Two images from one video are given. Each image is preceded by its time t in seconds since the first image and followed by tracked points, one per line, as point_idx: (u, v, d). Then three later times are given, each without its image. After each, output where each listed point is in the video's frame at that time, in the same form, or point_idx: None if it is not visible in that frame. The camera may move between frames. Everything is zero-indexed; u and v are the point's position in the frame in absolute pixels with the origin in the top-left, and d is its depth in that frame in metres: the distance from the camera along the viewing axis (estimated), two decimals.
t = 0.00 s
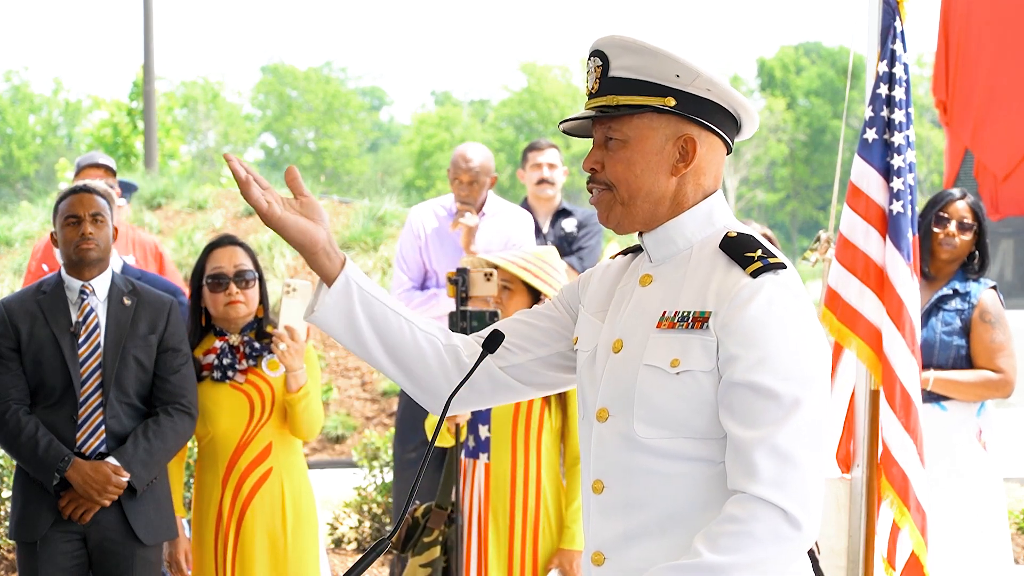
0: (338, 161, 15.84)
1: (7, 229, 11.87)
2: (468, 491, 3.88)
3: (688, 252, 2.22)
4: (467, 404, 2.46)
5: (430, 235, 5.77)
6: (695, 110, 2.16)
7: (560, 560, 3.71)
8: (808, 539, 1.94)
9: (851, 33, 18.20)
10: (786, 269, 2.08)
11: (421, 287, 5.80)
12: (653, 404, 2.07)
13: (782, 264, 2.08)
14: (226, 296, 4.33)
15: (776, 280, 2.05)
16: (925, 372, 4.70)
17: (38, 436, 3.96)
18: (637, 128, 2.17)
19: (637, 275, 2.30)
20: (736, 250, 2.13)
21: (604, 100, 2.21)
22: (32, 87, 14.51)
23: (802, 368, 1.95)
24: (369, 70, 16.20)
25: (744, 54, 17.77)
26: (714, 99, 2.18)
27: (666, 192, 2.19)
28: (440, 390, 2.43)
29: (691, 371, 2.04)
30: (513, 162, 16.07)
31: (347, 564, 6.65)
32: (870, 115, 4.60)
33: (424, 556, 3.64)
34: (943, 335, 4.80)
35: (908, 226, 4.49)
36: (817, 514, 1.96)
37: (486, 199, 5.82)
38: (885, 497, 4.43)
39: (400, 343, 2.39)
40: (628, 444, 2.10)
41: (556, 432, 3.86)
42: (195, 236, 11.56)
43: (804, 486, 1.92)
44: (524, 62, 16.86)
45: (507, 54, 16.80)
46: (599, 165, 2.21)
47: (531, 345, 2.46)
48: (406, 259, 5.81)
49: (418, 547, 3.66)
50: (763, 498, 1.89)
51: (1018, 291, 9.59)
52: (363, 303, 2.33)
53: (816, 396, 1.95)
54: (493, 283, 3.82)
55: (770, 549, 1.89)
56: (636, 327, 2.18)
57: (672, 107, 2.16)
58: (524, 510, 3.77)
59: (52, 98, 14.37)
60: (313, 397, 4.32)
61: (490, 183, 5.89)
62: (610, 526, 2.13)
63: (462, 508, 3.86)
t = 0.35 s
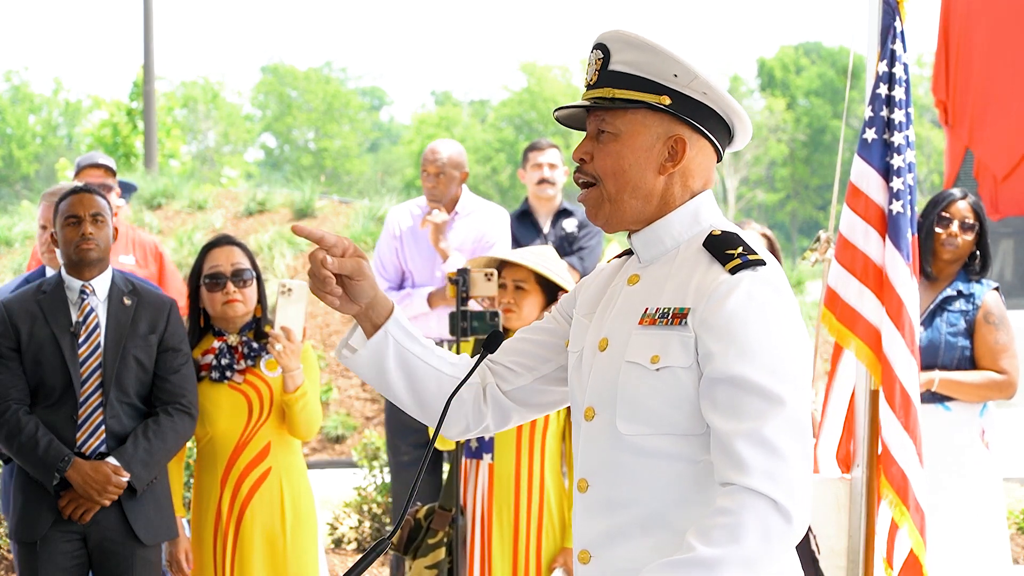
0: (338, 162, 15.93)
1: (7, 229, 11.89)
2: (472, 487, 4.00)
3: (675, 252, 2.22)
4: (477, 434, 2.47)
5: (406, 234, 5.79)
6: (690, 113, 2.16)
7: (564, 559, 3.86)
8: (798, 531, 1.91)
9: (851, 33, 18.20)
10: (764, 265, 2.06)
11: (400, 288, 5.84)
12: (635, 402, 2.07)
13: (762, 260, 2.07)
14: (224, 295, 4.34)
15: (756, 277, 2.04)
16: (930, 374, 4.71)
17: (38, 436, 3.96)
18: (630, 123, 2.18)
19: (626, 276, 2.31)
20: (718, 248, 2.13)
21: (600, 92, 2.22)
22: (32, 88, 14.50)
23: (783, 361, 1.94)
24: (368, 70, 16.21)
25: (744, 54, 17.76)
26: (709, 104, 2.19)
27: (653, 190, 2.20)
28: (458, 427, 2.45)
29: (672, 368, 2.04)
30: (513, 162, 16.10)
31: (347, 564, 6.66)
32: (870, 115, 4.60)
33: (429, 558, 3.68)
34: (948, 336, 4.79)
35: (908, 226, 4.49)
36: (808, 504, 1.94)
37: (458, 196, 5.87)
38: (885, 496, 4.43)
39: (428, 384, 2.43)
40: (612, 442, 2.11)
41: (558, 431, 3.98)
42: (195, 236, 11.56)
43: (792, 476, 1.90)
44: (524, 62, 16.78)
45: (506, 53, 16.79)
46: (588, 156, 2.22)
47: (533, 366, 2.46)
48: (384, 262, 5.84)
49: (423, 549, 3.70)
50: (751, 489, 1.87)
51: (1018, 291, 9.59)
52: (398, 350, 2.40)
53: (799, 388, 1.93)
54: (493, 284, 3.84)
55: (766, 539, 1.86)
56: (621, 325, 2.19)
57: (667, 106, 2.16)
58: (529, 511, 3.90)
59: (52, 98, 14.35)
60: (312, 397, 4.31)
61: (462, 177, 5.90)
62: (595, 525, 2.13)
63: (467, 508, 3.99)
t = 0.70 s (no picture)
0: (338, 162, 15.77)
1: (7, 229, 11.86)
2: (475, 489, 4.01)
3: (664, 252, 2.22)
4: (480, 446, 2.47)
5: (378, 235, 5.90)
6: (677, 115, 2.17)
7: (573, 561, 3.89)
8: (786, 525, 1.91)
9: (850, 33, 18.21)
10: (753, 266, 2.06)
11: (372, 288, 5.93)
12: (627, 402, 2.08)
13: (750, 260, 2.07)
14: (224, 294, 4.34)
15: (745, 278, 2.04)
16: (933, 375, 4.71)
17: (38, 436, 3.96)
18: (618, 127, 2.18)
19: (615, 278, 2.31)
20: (706, 249, 2.13)
21: (588, 96, 2.22)
22: (32, 88, 14.54)
23: (771, 357, 1.94)
24: (368, 70, 16.22)
25: (744, 54, 17.76)
26: (695, 106, 2.19)
27: (642, 192, 2.20)
28: (464, 442, 2.45)
29: (664, 369, 2.05)
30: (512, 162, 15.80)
31: (347, 564, 6.66)
32: (870, 116, 4.60)
33: (435, 561, 3.68)
34: (950, 336, 4.78)
35: (905, 226, 4.49)
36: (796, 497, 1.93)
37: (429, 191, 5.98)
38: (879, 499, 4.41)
39: (437, 403, 2.44)
40: (606, 442, 2.11)
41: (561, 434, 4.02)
42: (195, 236, 11.56)
43: (780, 471, 1.90)
44: (524, 62, 16.75)
45: (507, 54, 16.79)
46: (577, 161, 2.21)
47: (530, 374, 2.46)
48: (356, 263, 5.93)
49: (429, 552, 3.69)
50: (741, 482, 1.87)
51: (1018, 291, 9.59)
52: (410, 369, 2.42)
53: (787, 384, 1.93)
54: (494, 284, 3.81)
55: (756, 533, 1.85)
56: (612, 327, 2.19)
57: (655, 109, 2.17)
58: (535, 513, 3.93)
59: (52, 99, 14.32)
60: (311, 396, 4.31)
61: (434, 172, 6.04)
62: (590, 525, 2.13)
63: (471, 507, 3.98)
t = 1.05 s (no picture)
0: (338, 161, 15.80)
1: (7, 229, 11.87)
2: (475, 491, 4.00)
3: (671, 251, 2.22)
4: (483, 438, 2.47)
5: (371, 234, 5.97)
6: (685, 114, 2.17)
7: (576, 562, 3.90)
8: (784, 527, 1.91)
9: (850, 33, 18.19)
10: (758, 265, 2.06)
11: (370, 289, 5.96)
12: (627, 398, 2.08)
13: (755, 260, 2.07)
14: (224, 295, 4.34)
15: (750, 277, 2.03)
16: (933, 374, 4.70)
17: (38, 436, 3.96)
18: (627, 127, 2.18)
19: (623, 276, 2.32)
20: (712, 248, 2.13)
21: (597, 97, 2.21)
22: (32, 87, 14.52)
23: (773, 358, 1.94)
24: (368, 70, 16.20)
25: (744, 54, 17.77)
26: (703, 104, 2.19)
27: (650, 192, 2.20)
28: (466, 430, 2.45)
29: (666, 367, 2.05)
30: (512, 162, 15.90)
31: (347, 564, 6.66)
32: (871, 116, 4.60)
33: (437, 562, 3.67)
34: (950, 336, 4.78)
35: (905, 226, 4.50)
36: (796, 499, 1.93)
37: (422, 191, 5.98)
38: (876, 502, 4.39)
39: (444, 382, 2.47)
40: (606, 439, 2.11)
41: (561, 435, 4.03)
42: (195, 236, 11.56)
43: (781, 472, 1.89)
44: (524, 62, 16.75)
45: (507, 53, 16.79)
46: (587, 162, 2.21)
47: (538, 369, 2.47)
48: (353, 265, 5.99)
49: (430, 553, 3.67)
50: (742, 482, 1.86)
51: (1017, 291, 9.59)
52: (419, 343, 2.45)
53: (788, 384, 1.93)
54: (495, 284, 3.78)
55: (756, 534, 1.85)
56: (617, 324, 2.19)
57: (663, 109, 2.16)
58: (536, 513, 3.93)
59: (52, 99, 14.32)
60: (312, 396, 4.31)
61: (424, 171, 6.04)
62: (589, 521, 2.14)
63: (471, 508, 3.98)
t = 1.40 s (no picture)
0: (338, 161, 15.97)
1: (7, 229, 11.87)
2: (474, 489, 4.03)
3: (684, 255, 2.22)
4: (494, 440, 2.47)
5: (386, 235, 6.00)
6: (700, 117, 2.16)
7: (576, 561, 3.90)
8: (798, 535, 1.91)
9: (851, 33, 18.19)
10: (769, 272, 2.05)
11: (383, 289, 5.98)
12: (638, 403, 2.08)
13: (766, 267, 2.05)
14: (225, 295, 4.33)
15: (761, 283, 2.03)
16: (933, 374, 4.70)
17: (38, 436, 3.96)
18: (641, 130, 2.18)
19: (637, 279, 2.32)
20: (724, 252, 2.12)
21: (611, 100, 2.22)
22: (32, 88, 14.49)
23: (785, 366, 1.94)
24: (368, 70, 16.19)
25: (744, 54, 17.77)
26: (718, 107, 2.18)
27: (664, 195, 2.20)
28: (480, 430, 2.45)
29: (676, 372, 2.04)
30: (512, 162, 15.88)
31: (347, 564, 6.67)
32: (871, 116, 4.59)
33: (436, 562, 3.67)
34: (949, 336, 4.79)
35: (907, 227, 4.50)
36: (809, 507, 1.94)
37: (439, 189, 5.99)
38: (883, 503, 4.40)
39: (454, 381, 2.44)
40: (613, 443, 2.11)
41: (559, 436, 4.03)
42: (195, 236, 11.56)
43: (794, 479, 1.90)
44: (524, 62, 16.74)
45: (507, 54, 16.80)
46: (601, 164, 2.22)
47: (550, 369, 2.48)
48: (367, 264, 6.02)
49: (428, 553, 3.68)
50: (755, 492, 1.86)
51: (1017, 291, 9.60)
52: (425, 340, 2.42)
53: (800, 394, 1.93)
54: (494, 284, 3.79)
55: (769, 542, 1.86)
56: (628, 327, 2.20)
57: (677, 112, 2.16)
58: (535, 511, 3.92)
59: (52, 99, 14.32)
60: (312, 393, 4.29)
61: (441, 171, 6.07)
62: (594, 523, 2.14)
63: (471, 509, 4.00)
